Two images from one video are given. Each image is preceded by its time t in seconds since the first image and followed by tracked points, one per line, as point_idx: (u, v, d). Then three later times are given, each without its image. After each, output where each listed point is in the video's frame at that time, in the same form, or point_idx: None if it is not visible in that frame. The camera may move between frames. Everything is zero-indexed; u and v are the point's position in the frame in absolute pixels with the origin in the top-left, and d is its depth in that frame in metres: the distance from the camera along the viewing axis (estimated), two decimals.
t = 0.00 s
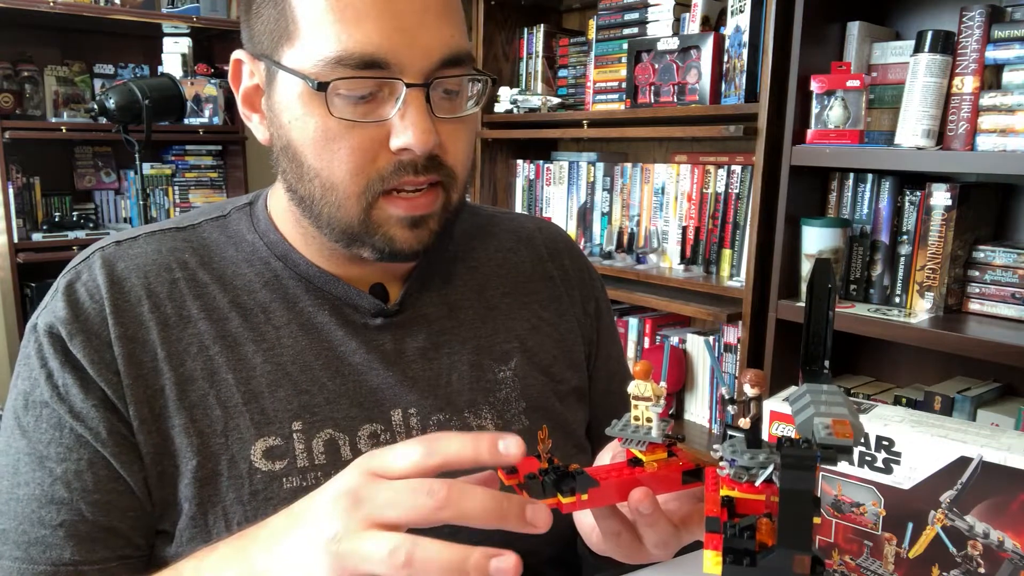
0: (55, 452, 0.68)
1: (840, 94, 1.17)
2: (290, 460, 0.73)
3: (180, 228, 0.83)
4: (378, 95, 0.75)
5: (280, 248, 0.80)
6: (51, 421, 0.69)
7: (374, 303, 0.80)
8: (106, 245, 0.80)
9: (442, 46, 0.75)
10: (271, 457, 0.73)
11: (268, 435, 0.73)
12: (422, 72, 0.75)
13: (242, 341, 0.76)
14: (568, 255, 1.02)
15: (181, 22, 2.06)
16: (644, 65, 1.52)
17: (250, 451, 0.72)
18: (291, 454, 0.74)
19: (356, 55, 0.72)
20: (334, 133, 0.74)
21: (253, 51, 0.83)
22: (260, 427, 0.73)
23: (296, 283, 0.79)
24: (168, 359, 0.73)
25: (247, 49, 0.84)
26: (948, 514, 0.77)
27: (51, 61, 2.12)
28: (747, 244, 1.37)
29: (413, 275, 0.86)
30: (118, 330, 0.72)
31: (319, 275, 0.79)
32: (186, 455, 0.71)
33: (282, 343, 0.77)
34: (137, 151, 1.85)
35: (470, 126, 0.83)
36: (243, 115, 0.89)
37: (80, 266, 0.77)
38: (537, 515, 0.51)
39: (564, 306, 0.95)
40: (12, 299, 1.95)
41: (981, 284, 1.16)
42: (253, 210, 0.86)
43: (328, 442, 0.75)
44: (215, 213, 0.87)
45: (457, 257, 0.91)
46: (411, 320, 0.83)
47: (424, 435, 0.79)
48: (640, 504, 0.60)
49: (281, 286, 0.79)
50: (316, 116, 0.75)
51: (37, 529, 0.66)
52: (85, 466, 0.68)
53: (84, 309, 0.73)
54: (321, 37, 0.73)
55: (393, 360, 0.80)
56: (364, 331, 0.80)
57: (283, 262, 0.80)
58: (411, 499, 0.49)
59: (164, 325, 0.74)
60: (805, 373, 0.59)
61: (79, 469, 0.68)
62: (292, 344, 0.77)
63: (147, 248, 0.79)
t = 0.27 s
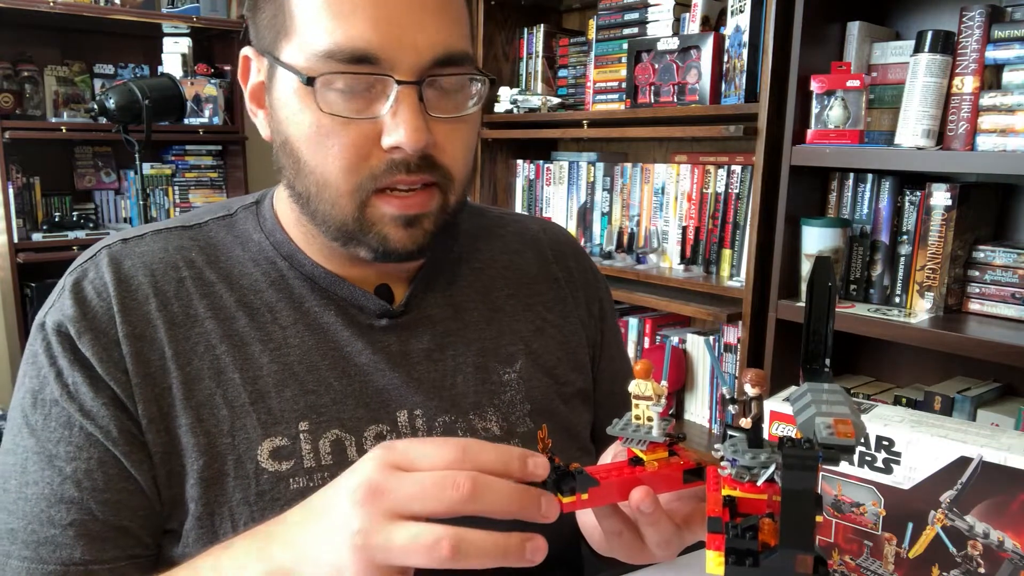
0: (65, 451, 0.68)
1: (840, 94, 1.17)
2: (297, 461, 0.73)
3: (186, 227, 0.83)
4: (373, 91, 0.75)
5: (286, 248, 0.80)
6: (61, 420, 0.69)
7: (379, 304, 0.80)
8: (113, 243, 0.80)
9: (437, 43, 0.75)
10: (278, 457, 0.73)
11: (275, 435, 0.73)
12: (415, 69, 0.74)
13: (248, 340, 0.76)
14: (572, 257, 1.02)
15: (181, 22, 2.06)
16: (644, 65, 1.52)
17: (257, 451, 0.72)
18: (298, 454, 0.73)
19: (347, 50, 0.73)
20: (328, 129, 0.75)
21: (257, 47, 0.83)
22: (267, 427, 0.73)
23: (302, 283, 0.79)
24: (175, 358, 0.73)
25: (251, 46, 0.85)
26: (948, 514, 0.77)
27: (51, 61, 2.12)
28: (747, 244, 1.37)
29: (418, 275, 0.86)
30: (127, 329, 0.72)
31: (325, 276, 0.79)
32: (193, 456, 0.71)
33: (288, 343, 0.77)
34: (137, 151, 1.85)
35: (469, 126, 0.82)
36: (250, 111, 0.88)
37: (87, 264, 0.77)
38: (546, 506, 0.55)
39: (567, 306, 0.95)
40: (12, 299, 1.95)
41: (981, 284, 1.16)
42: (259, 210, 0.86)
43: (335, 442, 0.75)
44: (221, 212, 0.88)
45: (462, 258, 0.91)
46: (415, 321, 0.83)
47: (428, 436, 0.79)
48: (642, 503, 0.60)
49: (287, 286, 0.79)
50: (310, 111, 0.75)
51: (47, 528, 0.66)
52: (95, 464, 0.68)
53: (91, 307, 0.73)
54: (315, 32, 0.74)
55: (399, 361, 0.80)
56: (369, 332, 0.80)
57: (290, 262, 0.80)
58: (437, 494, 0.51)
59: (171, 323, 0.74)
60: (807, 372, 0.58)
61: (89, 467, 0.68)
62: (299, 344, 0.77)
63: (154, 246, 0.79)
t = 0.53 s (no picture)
0: (70, 449, 0.68)
1: (840, 94, 1.17)
2: (300, 462, 0.73)
3: (191, 225, 0.83)
4: (362, 85, 0.76)
5: (290, 248, 0.80)
6: (66, 418, 0.69)
7: (382, 306, 0.80)
8: (118, 241, 0.80)
9: (427, 37, 0.75)
10: (281, 458, 0.73)
11: (278, 435, 0.73)
12: (404, 63, 0.75)
13: (252, 340, 0.76)
14: (575, 258, 1.02)
15: (181, 22, 2.06)
16: (644, 65, 1.52)
17: (260, 451, 0.72)
18: (301, 454, 0.73)
19: (336, 41, 0.74)
20: (317, 122, 0.75)
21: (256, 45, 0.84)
22: (270, 427, 0.73)
23: (305, 283, 0.79)
24: (179, 357, 0.73)
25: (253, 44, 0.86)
26: (948, 514, 0.77)
27: (51, 61, 2.12)
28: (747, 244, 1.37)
29: (421, 276, 0.86)
30: (132, 327, 0.73)
31: (328, 276, 0.79)
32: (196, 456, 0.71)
33: (292, 343, 0.77)
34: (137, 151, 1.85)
35: (467, 126, 0.82)
36: (254, 107, 0.88)
37: (91, 262, 0.77)
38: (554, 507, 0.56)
39: (569, 307, 0.95)
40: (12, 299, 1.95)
41: (981, 284, 1.16)
42: (263, 209, 0.86)
43: (338, 442, 0.75)
44: (225, 211, 0.88)
45: (464, 259, 0.91)
46: (418, 322, 0.83)
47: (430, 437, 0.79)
48: (646, 504, 0.61)
49: (290, 286, 0.79)
50: (301, 105, 0.75)
51: (51, 526, 0.65)
52: (100, 462, 0.68)
53: (96, 305, 0.73)
54: (307, 25, 0.75)
55: (402, 362, 0.80)
56: (372, 333, 0.80)
57: (293, 262, 0.80)
58: (445, 496, 0.52)
59: (175, 322, 0.74)
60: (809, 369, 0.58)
61: (94, 465, 0.68)
62: (303, 345, 0.77)
63: (159, 245, 0.80)
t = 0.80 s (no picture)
0: (66, 449, 0.68)
1: (840, 94, 1.17)
2: (302, 461, 0.73)
3: (191, 225, 0.83)
4: (380, 91, 0.75)
5: (291, 247, 0.80)
6: (63, 419, 0.69)
7: (383, 305, 0.80)
8: (118, 241, 0.80)
9: (445, 42, 0.75)
10: (283, 457, 0.73)
11: (280, 434, 0.73)
12: (424, 68, 0.74)
13: (254, 340, 0.76)
14: (574, 259, 1.02)
15: (181, 22, 2.06)
16: (644, 65, 1.52)
17: (262, 451, 0.72)
18: (303, 454, 0.73)
19: (358, 50, 0.73)
20: (335, 128, 0.75)
21: (262, 47, 0.83)
22: (273, 426, 0.73)
23: (306, 283, 0.79)
24: (180, 356, 0.73)
25: (257, 45, 0.84)
26: (948, 514, 0.77)
27: (51, 61, 2.12)
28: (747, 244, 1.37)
29: (422, 276, 0.86)
30: (132, 327, 0.73)
31: (329, 276, 0.79)
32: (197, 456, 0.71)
33: (294, 343, 0.77)
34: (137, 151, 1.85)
35: (476, 126, 0.82)
36: (255, 111, 0.88)
37: (91, 261, 0.77)
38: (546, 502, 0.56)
39: (568, 307, 0.95)
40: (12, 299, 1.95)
41: (981, 284, 1.16)
42: (263, 209, 0.86)
43: (340, 441, 0.75)
44: (225, 211, 0.88)
45: (463, 260, 0.91)
46: (419, 322, 0.83)
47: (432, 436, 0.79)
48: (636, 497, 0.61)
49: (291, 286, 0.79)
50: (318, 110, 0.75)
51: (45, 526, 0.66)
52: (96, 463, 0.68)
53: (95, 304, 0.73)
54: (325, 32, 0.74)
55: (403, 362, 0.80)
56: (374, 332, 0.80)
57: (294, 261, 0.80)
58: (436, 491, 0.52)
59: (176, 322, 0.74)
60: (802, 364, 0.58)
61: (90, 466, 0.68)
62: (304, 345, 0.77)
63: (160, 245, 0.80)
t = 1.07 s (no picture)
0: (52, 434, 0.66)
1: (840, 94, 1.17)
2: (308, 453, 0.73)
3: (191, 221, 0.83)
4: (399, 93, 0.75)
5: (291, 243, 0.80)
6: (51, 404, 0.67)
7: (384, 300, 0.80)
8: (117, 235, 0.80)
9: (463, 45, 0.75)
10: (290, 450, 0.73)
11: (285, 427, 0.73)
12: (444, 71, 0.75)
13: (256, 334, 0.76)
14: (566, 256, 1.02)
15: (181, 23, 2.06)
16: (644, 65, 1.52)
17: (269, 443, 0.72)
18: (309, 447, 0.73)
19: (381, 54, 0.73)
20: (356, 131, 0.74)
21: (269, 49, 0.82)
22: (277, 419, 0.73)
23: (306, 279, 0.79)
24: (181, 349, 0.73)
25: (261, 46, 0.84)
26: (948, 514, 0.77)
27: (51, 62, 2.12)
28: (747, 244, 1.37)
29: (422, 273, 0.86)
30: (130, 319, 0.72)
31: (331, 273, 0.79)
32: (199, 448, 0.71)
33: (296, 337, 0.77)
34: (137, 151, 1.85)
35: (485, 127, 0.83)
36: (255, 113, 0.88)
37: (91, 254, 0.77)
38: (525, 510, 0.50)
39: (564, 304, 0.96)
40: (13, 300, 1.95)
41: (981, 285, 1.16)
42: (262, 205, 0.85)
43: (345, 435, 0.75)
44: (224, 207, 0.88)
45: (461, 258, 0.91)
46: (420, 318, 0.83)
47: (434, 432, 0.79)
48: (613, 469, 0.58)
49: (292, 281, 0.79)
50: (336, 114, 0.74)
51: (19, 512, 0.63)
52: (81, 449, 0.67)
53: (94, 296, 0.73)
54: (344, 35, 0.73)
55: (405, 357, 0.80)
56: (376, 328, 0.80)
57: (294, 258, 0.80)
58: (399, 498, 0.46)
59: (177, 316, 0.74)
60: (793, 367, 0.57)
61: (74, 452, 0.66)
62: (306, 339, 0.77)
63: (160, 240, 0.79)
